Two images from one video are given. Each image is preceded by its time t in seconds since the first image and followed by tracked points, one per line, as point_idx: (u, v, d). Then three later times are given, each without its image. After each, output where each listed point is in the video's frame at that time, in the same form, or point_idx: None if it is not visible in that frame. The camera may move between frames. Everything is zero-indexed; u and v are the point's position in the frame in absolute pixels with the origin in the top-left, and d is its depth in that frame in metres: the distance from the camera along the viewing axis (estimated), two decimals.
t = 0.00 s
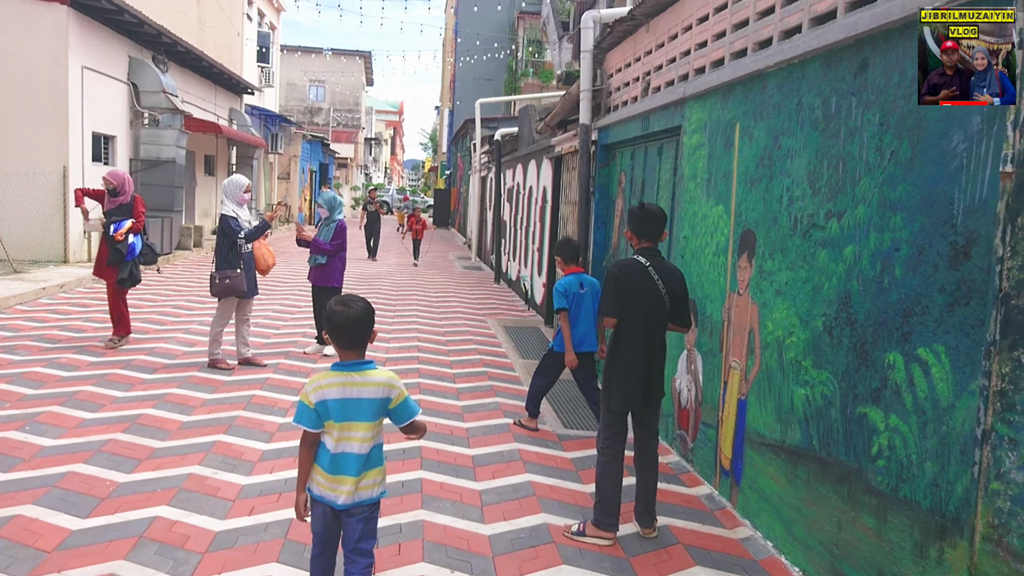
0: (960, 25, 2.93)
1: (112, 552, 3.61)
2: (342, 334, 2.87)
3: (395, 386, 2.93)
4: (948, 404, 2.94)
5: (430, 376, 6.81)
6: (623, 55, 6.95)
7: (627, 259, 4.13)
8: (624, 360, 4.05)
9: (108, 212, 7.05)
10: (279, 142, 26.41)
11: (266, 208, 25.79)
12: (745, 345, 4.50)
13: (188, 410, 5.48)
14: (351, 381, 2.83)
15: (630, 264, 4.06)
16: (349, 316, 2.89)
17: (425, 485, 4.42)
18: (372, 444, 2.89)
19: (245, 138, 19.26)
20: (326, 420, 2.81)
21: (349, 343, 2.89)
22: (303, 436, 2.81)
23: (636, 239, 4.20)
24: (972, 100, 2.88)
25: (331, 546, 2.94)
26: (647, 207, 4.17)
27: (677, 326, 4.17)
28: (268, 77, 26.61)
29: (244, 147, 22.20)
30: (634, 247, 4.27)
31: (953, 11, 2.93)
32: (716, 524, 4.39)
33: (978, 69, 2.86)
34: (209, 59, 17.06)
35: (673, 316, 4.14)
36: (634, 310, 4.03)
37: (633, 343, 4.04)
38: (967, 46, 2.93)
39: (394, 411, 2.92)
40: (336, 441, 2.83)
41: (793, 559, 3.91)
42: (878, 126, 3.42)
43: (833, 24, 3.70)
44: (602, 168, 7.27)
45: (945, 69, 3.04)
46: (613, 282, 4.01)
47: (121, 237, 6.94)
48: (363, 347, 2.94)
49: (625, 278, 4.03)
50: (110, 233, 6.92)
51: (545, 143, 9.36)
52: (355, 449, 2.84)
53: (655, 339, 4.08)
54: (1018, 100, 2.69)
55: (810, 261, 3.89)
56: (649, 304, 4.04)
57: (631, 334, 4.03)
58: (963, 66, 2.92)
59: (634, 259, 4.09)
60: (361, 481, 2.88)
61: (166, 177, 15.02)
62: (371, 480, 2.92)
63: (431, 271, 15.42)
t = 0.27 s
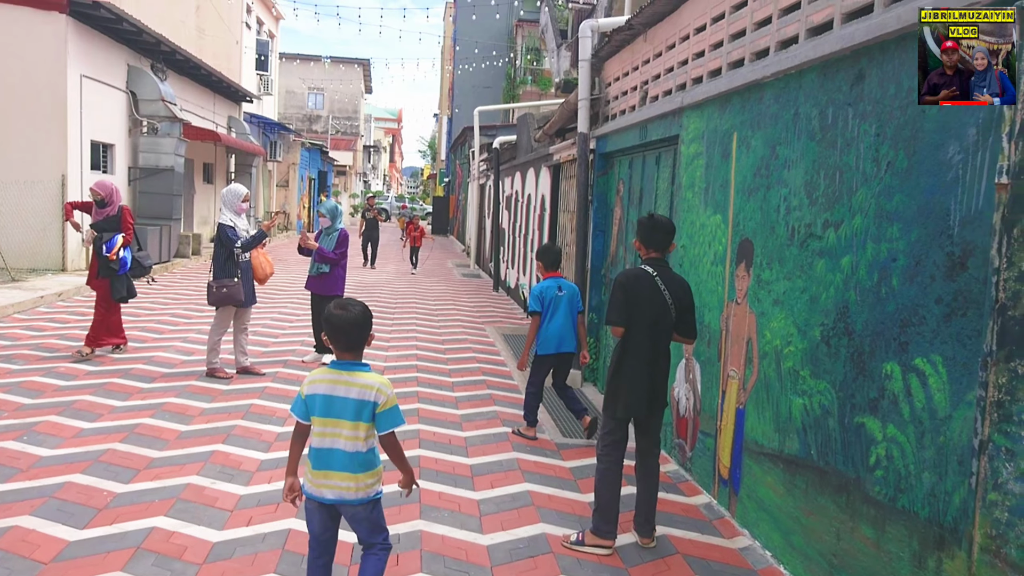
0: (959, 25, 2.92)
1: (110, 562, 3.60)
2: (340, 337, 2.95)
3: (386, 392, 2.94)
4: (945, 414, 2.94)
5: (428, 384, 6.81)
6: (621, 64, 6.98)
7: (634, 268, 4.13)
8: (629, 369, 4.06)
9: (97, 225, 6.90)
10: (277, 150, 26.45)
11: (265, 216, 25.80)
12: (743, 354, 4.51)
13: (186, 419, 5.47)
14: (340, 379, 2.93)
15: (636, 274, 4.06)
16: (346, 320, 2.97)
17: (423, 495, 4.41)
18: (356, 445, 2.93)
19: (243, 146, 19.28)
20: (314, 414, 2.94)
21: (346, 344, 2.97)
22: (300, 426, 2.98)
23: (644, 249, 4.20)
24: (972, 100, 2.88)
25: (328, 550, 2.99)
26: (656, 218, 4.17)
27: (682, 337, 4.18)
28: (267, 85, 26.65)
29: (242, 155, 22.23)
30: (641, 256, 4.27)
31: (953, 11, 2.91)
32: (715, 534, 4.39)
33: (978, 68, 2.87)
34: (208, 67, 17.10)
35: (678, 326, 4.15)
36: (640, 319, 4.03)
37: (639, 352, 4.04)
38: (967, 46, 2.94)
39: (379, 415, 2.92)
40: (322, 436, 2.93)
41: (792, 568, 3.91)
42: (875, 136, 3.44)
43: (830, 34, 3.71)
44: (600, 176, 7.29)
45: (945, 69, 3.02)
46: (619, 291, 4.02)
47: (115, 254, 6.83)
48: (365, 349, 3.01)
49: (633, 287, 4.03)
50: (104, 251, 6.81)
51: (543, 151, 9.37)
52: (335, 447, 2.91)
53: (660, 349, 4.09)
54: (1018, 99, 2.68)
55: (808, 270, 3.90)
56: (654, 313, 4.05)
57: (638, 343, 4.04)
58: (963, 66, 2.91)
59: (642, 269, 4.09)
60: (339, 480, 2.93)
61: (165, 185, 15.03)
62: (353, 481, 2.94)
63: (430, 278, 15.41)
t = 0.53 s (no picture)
0: (960, 25, 2.91)
1: (107, 572, 3.59)
2: (348, 341, 2.99)
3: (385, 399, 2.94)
4: (942, 423, 2.94)
5: (427, 391, 6.81)
6: (619, 71, 6.99)
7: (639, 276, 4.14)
8: (631, 375, 4.07)
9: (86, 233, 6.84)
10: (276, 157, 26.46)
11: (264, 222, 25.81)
12: (741, 361, 4.51)
13: (184, 427, 5.47)
14: (342, 384, 2.96)
15: (640, 281, 4.07)
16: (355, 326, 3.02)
17: (421, 504, 4.41)
18: (355, 450, 2.94)
19: (242, 153, 19.30)
20: (318, 416, 2.99)
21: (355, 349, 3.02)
22: (307, 427, 3.04)
23: (649, 257, 4.21)
24: (973, 100, 2.86)
25: (329, 555, 3.05)
26: (662, 227, 4.17)
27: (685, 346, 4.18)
28: (265, 91, 26.68)
29: (241, 162, 22.24)
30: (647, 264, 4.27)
31: (953, 11, 2.91)
32: (713, 542, 4.39)
33: (978, 68, 2.83)
34: (206, 74, 17.12)
35: (680, 335, 4.14)
36: (643, 326, 4.04)
37: (642, 359, 4.05)
38: (967, 46, 2.91)
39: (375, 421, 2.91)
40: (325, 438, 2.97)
41: None
42: (871, 145, 3.45)
43: (826, 43, 3.73)
44: (598, 183, 7.30)
45: (945, 69, 3.00)
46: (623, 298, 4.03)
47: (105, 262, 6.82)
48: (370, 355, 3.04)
49: (636, 295, 4.04)
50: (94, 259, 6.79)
51: (542, 158, 9.38)
52: (336, 451, 2.93)
53: (662, 357, 4.09)
54: (1018, 99, 2.67)
55: (805, 278, 3.91)
56: (657, 321, 4.06)
57: (640, 350, 4.05)
58: (963, 66, 2.88)
59: (646, 277, 4.10)
60: (339, 484, 2.95)
61: (163, 191, 15.03)
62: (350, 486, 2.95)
63: (428, 285, 15.41)
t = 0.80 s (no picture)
0: (960, 25, 2.88)
1: None
2: (361, 353, 3.01)
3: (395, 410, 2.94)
4: (940, 432, 2.94)
5: (425, 400, 6.80)
6: (616, 79, 7.01)
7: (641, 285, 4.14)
8: (632, 383, 4.07)
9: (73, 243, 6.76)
10: (275, 164, 26.47)
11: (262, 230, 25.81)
12: (739, 370, 4.51)
13: (181, 437, 5.46)
14: (356, 394, 2.98)
15: (642, 290, 4.07)
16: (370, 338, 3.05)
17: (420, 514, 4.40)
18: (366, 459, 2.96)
19: (240, 160, 19.31)
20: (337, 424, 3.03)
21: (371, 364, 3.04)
22: (327, 434, 3.09)
23: (652, 266, 4.21)
24: (973, 99, 2.85)
25: (340, 562, 3.06)
26: (665, 237, 4.18)
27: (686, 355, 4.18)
28: (264, 99, 26.70)
29: (239, 170, 22.25)
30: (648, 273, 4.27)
31: (953, 11, 2.88)
32: (712, 551, 4.38)
33: (978, 68, 2.82)
34: (204, 82, 17.15)
35: (682, 345, 4.15)
36: (645, 334, 4.04)
37: (643, 367, 4.05)
38: (967, 46, 2.88)
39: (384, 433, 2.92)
40: (340, 446, 3.01)
41: None
42: (867, 154, 3.46)
43: (822, 53, 3.74)
44: (596, 191, 7.31)
45: (945, 69, 2.98)
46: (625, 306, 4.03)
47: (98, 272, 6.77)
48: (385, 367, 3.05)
49: (638, 303, 4.04)
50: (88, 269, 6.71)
51: (540, 165, 9.39)
52: (348, 460, 2.97)
53: (663, 366, 4.10)
54: (1018, 99, 2.64)
55: (802, 287, 3.91)
56: (658, 331, 4.06)
57: (641, 359, 4.05)
58: (963, 66, 2.86)
59: (648, 285, 4.11)
60: (351, 492, 2.98)
61: (162, 199, 15.04)
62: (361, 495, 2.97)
63: (427, 292, 15.41)
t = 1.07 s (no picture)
0: (960, 25, 2.87)
1: None
2: (377, 365, 3.11)
3: (413, 420, 3.02)
4: (939, 439, 2.94)
5: (424, 406, 6.80)
6: (615, 85, 7.02)
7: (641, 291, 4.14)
8: (632, 388, 4.08)
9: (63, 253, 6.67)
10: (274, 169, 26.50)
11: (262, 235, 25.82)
12: (738, 376, 4.51)
13: (181, 444, 5.46)
14: (374, 404, 3.06)
15: (642, 296, 4.08)
16: (383, 348, 3.13)
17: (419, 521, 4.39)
18: (385, 470, 3.03)
19: (240, 166, 19.33)
20: (355, 435, 3.11)
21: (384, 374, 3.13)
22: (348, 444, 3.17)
23: (653, 273, 4.21)
24: (973, 100, 2.84)
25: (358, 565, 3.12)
26: (666, 243, 4.18)
27: (686, 361, 4.18)
28: (263, 104, 26.73)
29: (238, 175, 22.26)
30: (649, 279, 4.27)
31: (953, 11, 2.88)
32: (712, 558, 4.37)
33: (978, 68, 2.80)
34: (203, 88, 17.17)
35: (682, 352, 4.15)
36: (645, 341, 4.05)
37: (643, 373, 4.06)
38: (967, 46, 2.87)
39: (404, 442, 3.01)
40: (360, 457, 3.09)
41: None
42: (865, 161, 3.46)
43: (820, 60, 3.75)
44: (595, 196, 7.32)
45: (945, 69, 2.97)
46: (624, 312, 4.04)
47: (95, 281, 6.72)
48: (400, 379, 3.15)
49: (637, 309, 4.05)
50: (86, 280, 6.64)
51: (539, 170, 9.40)
52: (367, 470, 3.04)
53: (663, 372, 4.10)
54: (1018, 99, 2.63)
55: (801, 293, 3.91)
56: (658, 337, 4.06)
57: (641, 365, 4.06)
58: (963, 66, 2.85)
59: (648, 292, 4.10)
60: (371, 502, 3.06)
61: (161, 205, 15.05)
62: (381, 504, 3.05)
63: (426, 297, 15.41)
